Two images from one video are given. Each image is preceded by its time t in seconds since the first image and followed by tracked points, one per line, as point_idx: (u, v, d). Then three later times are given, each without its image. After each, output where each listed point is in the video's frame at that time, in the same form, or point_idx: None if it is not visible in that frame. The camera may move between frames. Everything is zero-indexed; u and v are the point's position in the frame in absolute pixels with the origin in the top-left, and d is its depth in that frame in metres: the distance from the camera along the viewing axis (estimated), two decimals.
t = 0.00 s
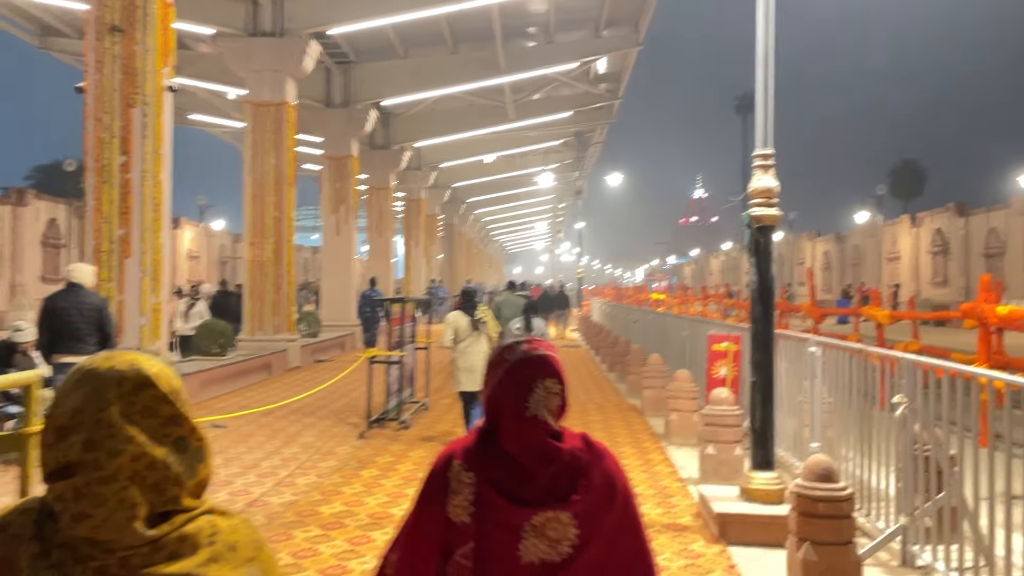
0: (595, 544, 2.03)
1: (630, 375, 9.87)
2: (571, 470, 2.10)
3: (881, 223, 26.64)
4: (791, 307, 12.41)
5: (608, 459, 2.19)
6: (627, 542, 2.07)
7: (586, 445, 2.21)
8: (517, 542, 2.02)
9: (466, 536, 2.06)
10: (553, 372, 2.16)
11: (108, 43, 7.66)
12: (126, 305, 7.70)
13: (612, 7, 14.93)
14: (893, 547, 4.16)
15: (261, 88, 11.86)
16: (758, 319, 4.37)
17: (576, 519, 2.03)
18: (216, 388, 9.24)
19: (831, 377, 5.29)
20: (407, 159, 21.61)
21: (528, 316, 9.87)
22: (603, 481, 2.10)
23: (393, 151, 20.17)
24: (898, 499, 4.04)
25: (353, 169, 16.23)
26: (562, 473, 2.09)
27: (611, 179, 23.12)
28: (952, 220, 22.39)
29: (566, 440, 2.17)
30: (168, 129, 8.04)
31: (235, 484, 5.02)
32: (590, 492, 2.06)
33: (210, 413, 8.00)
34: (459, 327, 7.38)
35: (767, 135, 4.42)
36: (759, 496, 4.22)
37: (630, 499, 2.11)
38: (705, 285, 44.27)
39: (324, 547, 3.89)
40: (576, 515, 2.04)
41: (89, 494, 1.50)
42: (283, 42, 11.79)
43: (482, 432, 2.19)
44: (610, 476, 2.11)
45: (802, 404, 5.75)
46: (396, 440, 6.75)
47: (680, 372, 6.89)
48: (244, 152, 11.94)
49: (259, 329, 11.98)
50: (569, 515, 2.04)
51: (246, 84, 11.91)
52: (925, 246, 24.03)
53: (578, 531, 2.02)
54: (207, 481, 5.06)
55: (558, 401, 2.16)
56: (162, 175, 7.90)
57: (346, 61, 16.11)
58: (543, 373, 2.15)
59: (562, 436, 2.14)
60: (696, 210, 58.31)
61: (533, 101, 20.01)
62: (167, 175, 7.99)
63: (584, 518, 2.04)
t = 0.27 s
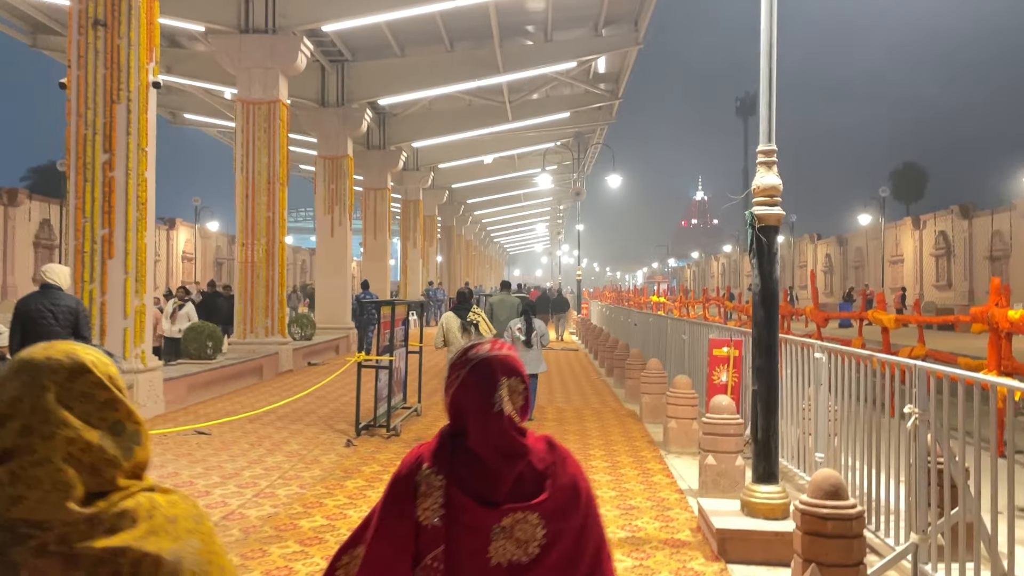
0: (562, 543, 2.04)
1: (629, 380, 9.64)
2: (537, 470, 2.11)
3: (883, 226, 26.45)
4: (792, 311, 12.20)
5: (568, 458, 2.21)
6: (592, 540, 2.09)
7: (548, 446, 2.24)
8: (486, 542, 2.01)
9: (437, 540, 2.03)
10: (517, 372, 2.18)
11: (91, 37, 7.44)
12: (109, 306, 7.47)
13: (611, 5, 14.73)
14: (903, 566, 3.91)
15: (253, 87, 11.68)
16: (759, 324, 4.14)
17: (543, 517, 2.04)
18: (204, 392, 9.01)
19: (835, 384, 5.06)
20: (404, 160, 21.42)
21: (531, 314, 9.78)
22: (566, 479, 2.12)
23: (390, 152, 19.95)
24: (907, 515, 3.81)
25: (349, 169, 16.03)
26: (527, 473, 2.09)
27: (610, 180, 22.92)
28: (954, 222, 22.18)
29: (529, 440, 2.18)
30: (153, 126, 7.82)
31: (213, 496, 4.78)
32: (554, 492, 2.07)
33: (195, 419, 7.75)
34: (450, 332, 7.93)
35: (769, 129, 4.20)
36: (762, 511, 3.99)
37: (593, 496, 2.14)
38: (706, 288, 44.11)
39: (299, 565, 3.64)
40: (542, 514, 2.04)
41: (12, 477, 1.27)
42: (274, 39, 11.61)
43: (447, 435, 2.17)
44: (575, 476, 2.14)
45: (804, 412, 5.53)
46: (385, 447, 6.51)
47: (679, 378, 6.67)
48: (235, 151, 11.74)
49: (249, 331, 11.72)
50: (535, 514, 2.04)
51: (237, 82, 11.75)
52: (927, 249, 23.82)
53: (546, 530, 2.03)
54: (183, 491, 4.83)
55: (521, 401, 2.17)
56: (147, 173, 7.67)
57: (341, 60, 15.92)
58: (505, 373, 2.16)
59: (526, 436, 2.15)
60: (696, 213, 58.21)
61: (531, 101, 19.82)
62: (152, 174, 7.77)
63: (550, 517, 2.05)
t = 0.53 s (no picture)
0: (522, 525, 2.11)
1: (635, 381, 9.45)
2: (498, 456, 2.16)
3: (893, 224, 26.14)
4: (803, 311, 11.98)
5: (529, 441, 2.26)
6: (552, 519, 2.16)
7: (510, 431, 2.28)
8: (449, 527, 2.08)
9: (401, 526, 2.08)
10: (476, 361, 2.21)
11: (86, 30, 7.28)
12: (105, 305, 7.33)
13: None
14: None
15: (255, 82, 11.53)
16: (771, 326, 3.95)
17: (504, 503, 2.10)
18: (202, 392, 8.88)
19: (850, 389, 4.86)
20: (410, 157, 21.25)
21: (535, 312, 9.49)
22: (527, 464, 2.16)
23: (395, 149, 19.80)
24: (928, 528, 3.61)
25: (353, 166, 15.88)
26: (488, 460, 2.14)
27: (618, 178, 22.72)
28: (966, 221, 21.88)
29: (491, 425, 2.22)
30: (150, 121, 7.68)
31: (203, 502, 4.63)
32: (514, 478, 2.12)
33: (192, 420, 7.63)
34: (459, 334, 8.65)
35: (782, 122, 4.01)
36: (774, 523, 3.80)
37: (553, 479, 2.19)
38: (714, 287, 43.80)
39: None
40: (502, 498, 2.10)
41: None
42: (277, 34, 11.47)
43: (411, 426, 2.19)
44: (536, 460, 2.18)
45: (817, 416, 5.33)
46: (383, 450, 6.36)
47: (686, 381, 6.47)
48: (237, 148, 11.59)
49: (251, 330, 11.57)
50: (496, 498, 2.10)
51: (239, 78, 11.58)
52: (939, 248, 23.51)
53: (507, 514, 2.09)
54: (172, 497, 4.68)
55: (480, 390, 2.21)
56: (143, 169, 7.53)
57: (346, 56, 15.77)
58: (463, 363, 2.19)
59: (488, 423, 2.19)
60: (704, 212, 57.84)
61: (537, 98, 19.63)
62: (149, 170, 7.63)
63: (511, 501, 2.11)
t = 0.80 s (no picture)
0: (515, 523, 2.11)
1: (644, 383, 9.23)
2: (494, 455, 2.16)
3: (905, 224, 25.83)
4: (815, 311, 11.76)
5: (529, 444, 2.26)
6: (546, 522, 2.14)
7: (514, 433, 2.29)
8: (442, 522, 2.09)
9: (393, 518, 2.12)
10: (477, 362, 2.25)
11: (84, 22, 7.10)
12: (102, 303, 7.15)
13: None
14: None
15: (258, 78, 11.35)
16: (792, 326, 3.74)
17: (497, 501, 2.10)
18: (203, 392, 8.69)
19: (873, 391, 4.63)
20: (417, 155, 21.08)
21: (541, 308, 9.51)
22: (524, 463, 2.16)
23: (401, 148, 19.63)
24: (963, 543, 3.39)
25: (359, 164, 15.71)
26: (484, 459, 2.15)
27: (626, 177, 22.49)
28: (980, 221, 21.56)
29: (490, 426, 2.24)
30: (149, 115, 7.51)
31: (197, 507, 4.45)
32: (509, 477, 2.12)
33: (191, 422, 7.42)
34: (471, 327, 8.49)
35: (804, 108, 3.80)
36: (795, 533, 3.60)
37: (550, 481, 2.17)
38: (723, 287, 43.52)
39: None
40: (496, 496, 2.10)
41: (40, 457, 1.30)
42: (281, 29, 11.30)
43: (413, 422, 2.25)
44: (535, 462, 2.17)
45: (837, 419, 5.11)
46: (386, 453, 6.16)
47: (699, 382, 6.26)
48: (240, 144, 11.43)
49: (254, 329, 11.41)
50: (489, 496, 2.10)
51: (243, 73, 11.41)
52: (951, 248, 23.20)
53: (499, 512, 2.09)
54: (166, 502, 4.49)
55: (480, 390, 2.24)
56: (142, 164, 7.36)
57: (352, 53, 15.60)
58: (463, 365, 2.23)
59: (486, 423, 2.20)
60: (713, 212, 57.52)
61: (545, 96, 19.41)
62: (148, 165, 7.47)
63: (504, 500, 2.11)
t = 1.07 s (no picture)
0: (540, 515, 2.16)
1: (656, 388, 9.03)
2: (517, 449, 2.21)
3: (920, 225, 25.49)
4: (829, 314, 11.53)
5: (551, 437, 2.30)
6: (568, 514, 2.19)
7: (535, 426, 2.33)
8: (468, 515, 2.15)
9: (422, 511, 2.18)
10: (500, 357, 2.27)
11: (83, 17, 6.94)
12: (102, 305, 7.02)
13: None
14: None
15: (264, 77, 11.21)
16: (817, 332, 3.53)
17: (522, 494, 2.15)
18: (206, 396, 8.57)
19: (900, 402, 4.42)
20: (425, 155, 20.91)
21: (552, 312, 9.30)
22: (546, 457, 2.20)
23: (410, 148, 19.49)
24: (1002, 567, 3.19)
25: (366, 164, 15.56)
26: (507, 453, 2.19)
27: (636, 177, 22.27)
28: (996, 222, 21.24)
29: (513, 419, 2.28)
30: (151, 114, 7.37)
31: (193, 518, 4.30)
32: (532, 471, 2.17)
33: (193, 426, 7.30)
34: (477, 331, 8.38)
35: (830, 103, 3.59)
36: (821, 554, 3.39)
37: (573, 475, 2.22)
38: (734, 288, 43.18)
39: None
40: (520, 489, 2.15)
41: (86, 459, 1.48)
42: (286, 26, 11.15)
43: (437, 417, 2.29)
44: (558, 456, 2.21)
45: (859, 430, 4.90)
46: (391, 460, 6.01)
47: (714, 390, 6.06)
48: (246, 143, 11.27)
49: (259, 331, 11.25)
50: (513, 489, 2.15)
51: (249, 72, 11.27)
52: (967, 249, 22.86)
53: (523, 505, 2.14)
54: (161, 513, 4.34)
55: (503, 385, 2.26)
56: (143, 164, 7.23)
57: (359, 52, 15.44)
58: (487, 359, 2.25)
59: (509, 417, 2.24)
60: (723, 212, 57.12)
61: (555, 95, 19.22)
62: (149, 164, 7.32)
63: (529, 493, 2.15)
